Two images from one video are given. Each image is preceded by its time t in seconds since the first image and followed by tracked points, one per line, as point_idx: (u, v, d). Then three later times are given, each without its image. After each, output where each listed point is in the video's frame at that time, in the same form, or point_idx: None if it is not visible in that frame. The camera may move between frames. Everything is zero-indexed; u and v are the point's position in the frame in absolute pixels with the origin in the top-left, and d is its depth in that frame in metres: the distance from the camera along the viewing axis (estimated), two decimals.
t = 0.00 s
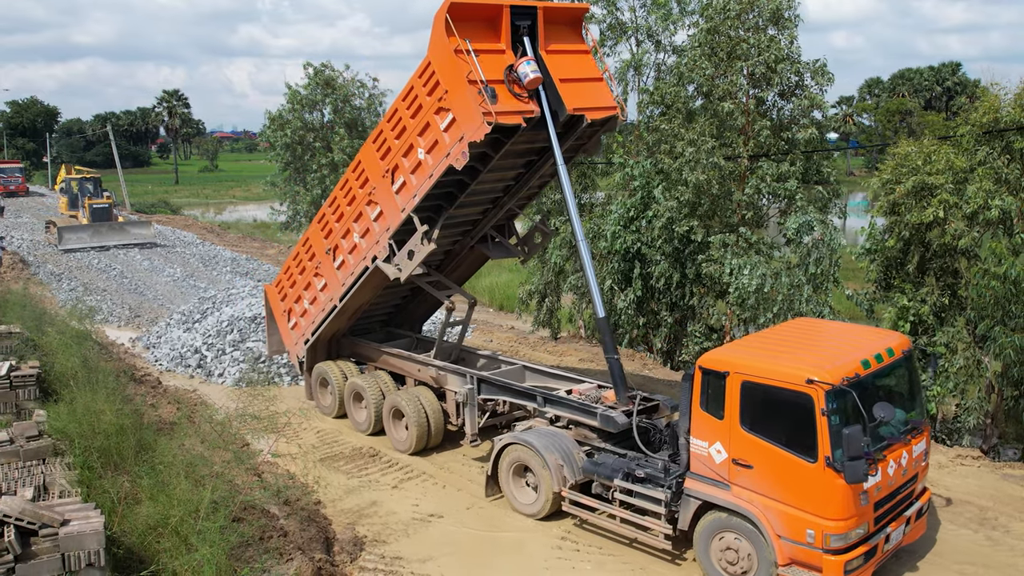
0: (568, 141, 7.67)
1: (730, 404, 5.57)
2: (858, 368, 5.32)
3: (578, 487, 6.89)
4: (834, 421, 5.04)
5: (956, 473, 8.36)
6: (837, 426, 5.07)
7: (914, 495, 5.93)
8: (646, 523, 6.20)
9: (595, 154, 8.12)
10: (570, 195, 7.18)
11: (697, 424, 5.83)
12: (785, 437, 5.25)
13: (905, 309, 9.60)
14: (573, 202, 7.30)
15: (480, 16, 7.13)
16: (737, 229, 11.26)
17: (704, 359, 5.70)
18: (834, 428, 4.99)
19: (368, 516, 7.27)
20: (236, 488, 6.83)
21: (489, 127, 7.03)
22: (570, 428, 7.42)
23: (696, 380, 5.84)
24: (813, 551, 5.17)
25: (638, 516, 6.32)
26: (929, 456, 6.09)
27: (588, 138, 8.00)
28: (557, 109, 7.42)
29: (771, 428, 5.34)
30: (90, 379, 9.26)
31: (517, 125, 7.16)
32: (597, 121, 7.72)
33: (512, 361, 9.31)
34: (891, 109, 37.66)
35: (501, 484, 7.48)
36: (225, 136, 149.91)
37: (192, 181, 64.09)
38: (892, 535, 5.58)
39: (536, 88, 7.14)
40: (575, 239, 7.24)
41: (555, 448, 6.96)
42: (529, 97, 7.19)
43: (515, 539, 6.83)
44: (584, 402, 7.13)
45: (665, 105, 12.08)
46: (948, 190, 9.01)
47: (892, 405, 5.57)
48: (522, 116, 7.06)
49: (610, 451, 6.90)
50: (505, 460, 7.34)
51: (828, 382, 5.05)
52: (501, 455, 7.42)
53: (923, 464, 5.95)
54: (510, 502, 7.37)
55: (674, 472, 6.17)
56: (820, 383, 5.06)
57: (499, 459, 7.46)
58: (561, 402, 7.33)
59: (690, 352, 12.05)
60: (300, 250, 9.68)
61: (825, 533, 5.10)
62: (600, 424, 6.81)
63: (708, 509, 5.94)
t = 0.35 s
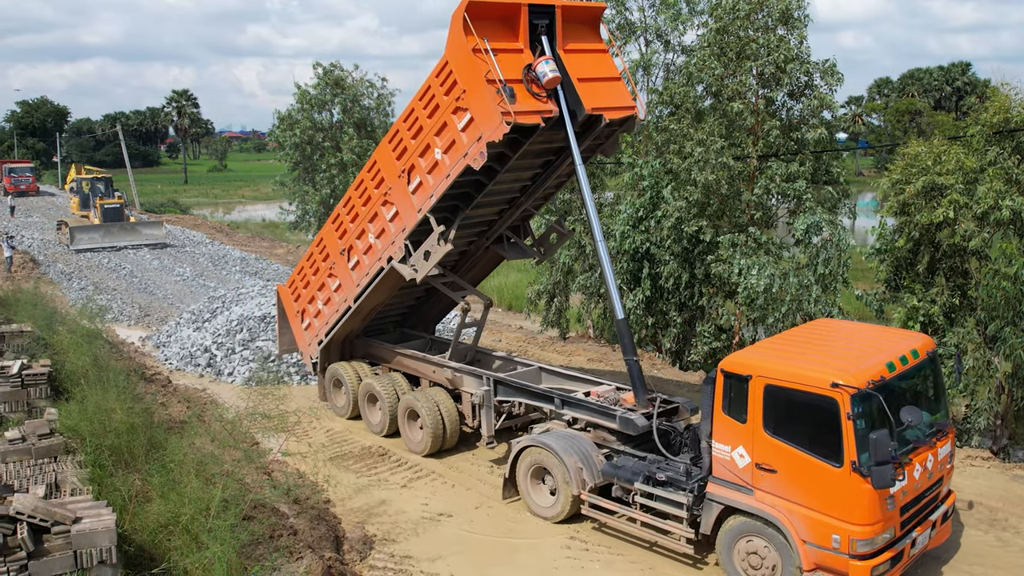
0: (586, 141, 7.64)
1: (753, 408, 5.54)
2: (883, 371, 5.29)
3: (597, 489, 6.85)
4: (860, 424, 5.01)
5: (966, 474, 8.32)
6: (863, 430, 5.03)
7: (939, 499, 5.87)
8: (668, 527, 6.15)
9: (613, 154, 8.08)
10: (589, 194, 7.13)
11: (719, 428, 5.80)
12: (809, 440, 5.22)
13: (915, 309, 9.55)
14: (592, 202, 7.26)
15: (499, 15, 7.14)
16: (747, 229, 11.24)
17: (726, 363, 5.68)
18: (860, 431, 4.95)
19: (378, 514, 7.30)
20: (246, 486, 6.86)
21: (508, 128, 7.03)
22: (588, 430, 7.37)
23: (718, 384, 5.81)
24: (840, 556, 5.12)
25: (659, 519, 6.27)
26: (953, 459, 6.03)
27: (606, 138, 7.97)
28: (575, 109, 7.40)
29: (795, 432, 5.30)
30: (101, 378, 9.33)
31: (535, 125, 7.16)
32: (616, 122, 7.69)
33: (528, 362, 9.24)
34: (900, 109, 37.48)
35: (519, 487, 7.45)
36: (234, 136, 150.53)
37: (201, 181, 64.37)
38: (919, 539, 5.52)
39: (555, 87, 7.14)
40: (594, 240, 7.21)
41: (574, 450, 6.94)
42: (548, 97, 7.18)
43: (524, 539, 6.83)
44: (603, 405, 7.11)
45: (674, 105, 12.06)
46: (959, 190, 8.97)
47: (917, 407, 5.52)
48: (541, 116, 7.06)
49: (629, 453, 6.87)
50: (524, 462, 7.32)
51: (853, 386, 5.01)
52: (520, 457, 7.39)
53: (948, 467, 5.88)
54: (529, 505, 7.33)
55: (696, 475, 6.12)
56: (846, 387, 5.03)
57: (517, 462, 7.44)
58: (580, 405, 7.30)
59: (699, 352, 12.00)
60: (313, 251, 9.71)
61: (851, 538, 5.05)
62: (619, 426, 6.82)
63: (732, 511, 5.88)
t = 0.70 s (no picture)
0: (617, 140, 7.61)
1: (793, 412, 5.45)
2: (926, 374, 5.21)
3: (627, 495, 6.74)
4: (904, 428, 4.92)
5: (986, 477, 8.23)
6: (908, 435, 4.94)
7: (980, 505, 5.77)
8: (703, 533, 6.01)
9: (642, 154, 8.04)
10: (619, 193, 7.08)
11: (757, 432, 5.71)
12: (851, 445, 5.14)
13: (933, 310, 9.45)
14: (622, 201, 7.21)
15: (529, 13, 7.13)
16: (764, 229, 11.15)
17: (765, 366, 5.58)
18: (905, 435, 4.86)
19: (395, 513, 7.31)
20: (263, 485, 6.89)
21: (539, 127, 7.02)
22: (617, 434, 7.34)
23: (756, 387, 5.72)
24: (882, 563, 5.03)
25: (693, 526, 6.14)
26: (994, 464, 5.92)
27: (636, 139, 7.93)
28: (606, 108, 7.38)
29: (837, 436, 5.22)
30: (119, 376, 9.41)
31: (566, 124, 7.15)
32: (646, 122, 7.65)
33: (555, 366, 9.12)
34: (918, 109, 37.15)
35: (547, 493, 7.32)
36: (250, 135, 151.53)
37: (217, 180, 64.85)
38: (961, 546, 5.42)
39: (586, 86, 7.13)
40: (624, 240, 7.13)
41: (604, 455, 6.87)
42: (579, 96, 7.17)
43: (542, 539, 6.82)
44: (633, 408, 7.04)
45: (691, 105, 11.99)
46: (978, 191, 8.87)
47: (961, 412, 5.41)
48: (572, 115, 7.04)
49: (660, 458, 6.84)
50: (552, 468, 7.20)
51: (898, 389, 4.92)
52: (547, 464, 7.28)
53: (989, 472, 5.78)
54: (557, 512, 7.18)
55: (731, 480, 6.04)
56: (890, 390, 4.94)
57: (545, 469, 7.33)
58: (609, 408, 7.24)
59: (715, 352, 12.08)
60: (337, 251, 9.75)
61: (895, 544, 4.96)
62: (651, 430, 6.74)
63: (769, 518, 5.77)
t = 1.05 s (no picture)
0: (653, 140, 7.58)
1: (843, 418, 5.30)
2: (982, 379, 5.03)
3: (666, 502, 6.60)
4: (961, 435, 4.77)
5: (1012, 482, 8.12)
6: (964, 442, 4.80)
7: None
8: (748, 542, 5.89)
9: (677, 155, 7.95)
10: (656, 193, 7.02)
11: (804, 438, 5.57)
12: (905, 452, 5.00)
13: (958, 311, 9.33)
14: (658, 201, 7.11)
15: (565, 10, 7.10)
16: (785, 230, 11.04)
17: (813, 370, 5.44)
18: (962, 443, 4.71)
19: (415, 513, 7.30)
20: (284, 485, 6.91)
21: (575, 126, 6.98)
22: (653, 439, 7.29)
23: (803, 393, 5.56)
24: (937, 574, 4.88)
25: (737, 535, 6.02)
26: None
27: (671, 138, 7.84)
28: (643, 107, 7.32)
29: (890, 444, 5.07)
30: (141, 375, 9.48)
31: (603, 124, 7.11)
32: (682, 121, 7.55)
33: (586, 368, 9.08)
34: (938, 109, 36.74)
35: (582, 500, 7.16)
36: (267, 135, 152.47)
37: (235, 180, 65.36)
38: (1017, 556, 5.27)
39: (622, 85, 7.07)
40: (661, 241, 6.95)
41: (642, 461, 6.71)
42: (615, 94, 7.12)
43: (565, 540, 6.78)
44: (671, 414, 6.94)
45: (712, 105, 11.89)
46: (1004, 191, 8.73)
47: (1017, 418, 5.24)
48: (609, 113, 6.99)
49: (699, 465, 6.74)
50: (588, 475, 7.04)
51: (954, 395, 4.77)
52: (583, 470, 7.12)
53: None
54: (593, 520, 7.02)
55: (776, 488, 5.95)
56: (946, 397, 4.78)
57: (580, 475, 7.18)
58: (646, 413, 7.15)
59: (735, 353, 11.99)
60: (364, 252, 9.76)
61: (951, 555, 4.81)
62: (690, 436, 6.64)
63: (815, 527, 5.65)
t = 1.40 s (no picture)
0: (685, 137, 7.45)
1: (897, 425, 5.21)
2: None
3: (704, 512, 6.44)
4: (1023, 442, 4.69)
5: None
6: None
7: None
8: (793, 553, 5.74)
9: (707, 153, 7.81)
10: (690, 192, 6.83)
11: (854, 445, 5.48)
12: (964, 459, 4.91)
13: (975, 312, 9.25)
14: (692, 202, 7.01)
15: (595, 6, 7.05)
16: (800, 229, 10.95)
17: (866, 376, 5.34)
18: None
19: (429, 515, 7.27)
20: (298, 486, 6.88)
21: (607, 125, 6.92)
22: (688, 446, 7.17)
23: (854, 399, 5.47)
24: None
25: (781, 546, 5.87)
26: None
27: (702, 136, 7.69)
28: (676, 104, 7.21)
29: (947, 451, 4.99)
30: (153, 375, 9.47)
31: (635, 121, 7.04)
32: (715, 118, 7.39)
33: (614, 373, 9.02)
34: (948, 109, 36.49)
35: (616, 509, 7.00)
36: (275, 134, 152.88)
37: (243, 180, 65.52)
38: None
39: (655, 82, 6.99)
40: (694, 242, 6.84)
41: (679, 470, 6.55)
42: (647, 92, 7.05)
43: (582, 543, 6.74)
44: (707, 421, 6.87)
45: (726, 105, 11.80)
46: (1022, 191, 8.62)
47: None
48: (641, 112, 6.93)
49: (736, 471, 6.65)
50: (622, 484, 6.88)
51: (1017, 402, 4.68)
52: (617, 478, 6.95)
53: None
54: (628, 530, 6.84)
55: (822, 498, 5.83)
56: (1008, 403, 4.69)
57: (614, 483, 7.02)
58: (681, 420, 7.06)
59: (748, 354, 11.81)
60: (385, 254, 9.74)
61: (1012, 566, 4.70)
62: (727, 444, 6.57)
63: (864, 537, 5.56)
